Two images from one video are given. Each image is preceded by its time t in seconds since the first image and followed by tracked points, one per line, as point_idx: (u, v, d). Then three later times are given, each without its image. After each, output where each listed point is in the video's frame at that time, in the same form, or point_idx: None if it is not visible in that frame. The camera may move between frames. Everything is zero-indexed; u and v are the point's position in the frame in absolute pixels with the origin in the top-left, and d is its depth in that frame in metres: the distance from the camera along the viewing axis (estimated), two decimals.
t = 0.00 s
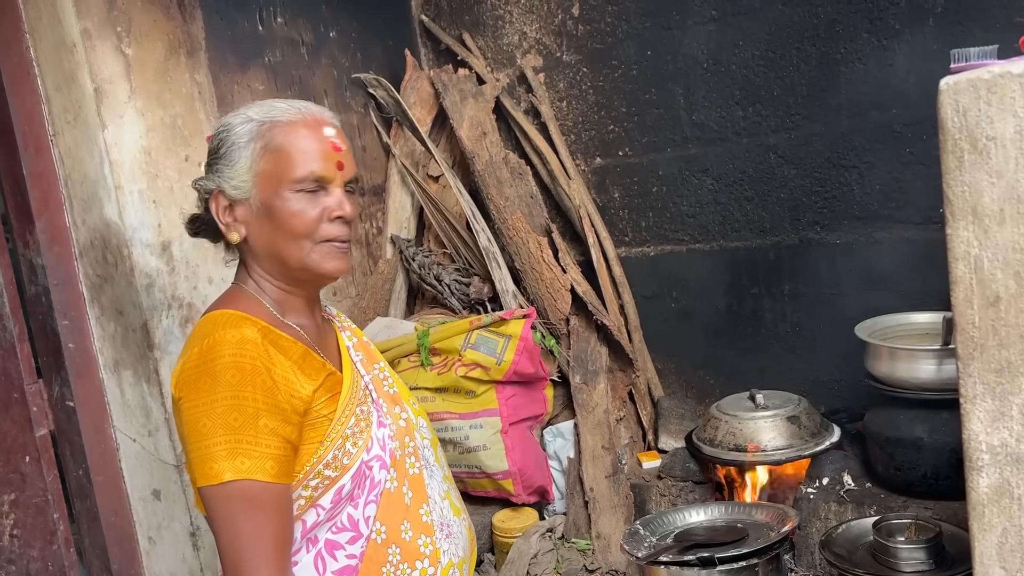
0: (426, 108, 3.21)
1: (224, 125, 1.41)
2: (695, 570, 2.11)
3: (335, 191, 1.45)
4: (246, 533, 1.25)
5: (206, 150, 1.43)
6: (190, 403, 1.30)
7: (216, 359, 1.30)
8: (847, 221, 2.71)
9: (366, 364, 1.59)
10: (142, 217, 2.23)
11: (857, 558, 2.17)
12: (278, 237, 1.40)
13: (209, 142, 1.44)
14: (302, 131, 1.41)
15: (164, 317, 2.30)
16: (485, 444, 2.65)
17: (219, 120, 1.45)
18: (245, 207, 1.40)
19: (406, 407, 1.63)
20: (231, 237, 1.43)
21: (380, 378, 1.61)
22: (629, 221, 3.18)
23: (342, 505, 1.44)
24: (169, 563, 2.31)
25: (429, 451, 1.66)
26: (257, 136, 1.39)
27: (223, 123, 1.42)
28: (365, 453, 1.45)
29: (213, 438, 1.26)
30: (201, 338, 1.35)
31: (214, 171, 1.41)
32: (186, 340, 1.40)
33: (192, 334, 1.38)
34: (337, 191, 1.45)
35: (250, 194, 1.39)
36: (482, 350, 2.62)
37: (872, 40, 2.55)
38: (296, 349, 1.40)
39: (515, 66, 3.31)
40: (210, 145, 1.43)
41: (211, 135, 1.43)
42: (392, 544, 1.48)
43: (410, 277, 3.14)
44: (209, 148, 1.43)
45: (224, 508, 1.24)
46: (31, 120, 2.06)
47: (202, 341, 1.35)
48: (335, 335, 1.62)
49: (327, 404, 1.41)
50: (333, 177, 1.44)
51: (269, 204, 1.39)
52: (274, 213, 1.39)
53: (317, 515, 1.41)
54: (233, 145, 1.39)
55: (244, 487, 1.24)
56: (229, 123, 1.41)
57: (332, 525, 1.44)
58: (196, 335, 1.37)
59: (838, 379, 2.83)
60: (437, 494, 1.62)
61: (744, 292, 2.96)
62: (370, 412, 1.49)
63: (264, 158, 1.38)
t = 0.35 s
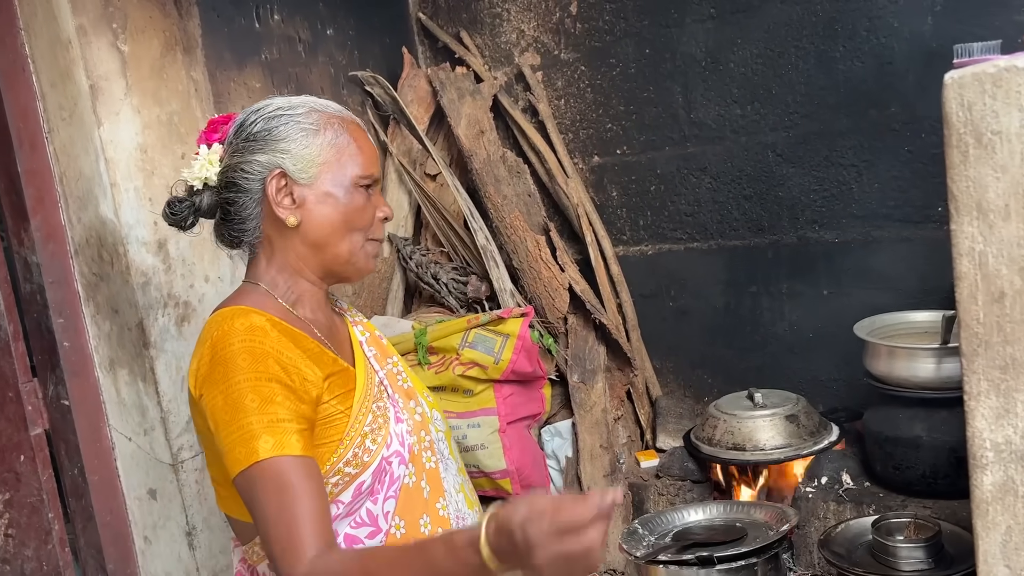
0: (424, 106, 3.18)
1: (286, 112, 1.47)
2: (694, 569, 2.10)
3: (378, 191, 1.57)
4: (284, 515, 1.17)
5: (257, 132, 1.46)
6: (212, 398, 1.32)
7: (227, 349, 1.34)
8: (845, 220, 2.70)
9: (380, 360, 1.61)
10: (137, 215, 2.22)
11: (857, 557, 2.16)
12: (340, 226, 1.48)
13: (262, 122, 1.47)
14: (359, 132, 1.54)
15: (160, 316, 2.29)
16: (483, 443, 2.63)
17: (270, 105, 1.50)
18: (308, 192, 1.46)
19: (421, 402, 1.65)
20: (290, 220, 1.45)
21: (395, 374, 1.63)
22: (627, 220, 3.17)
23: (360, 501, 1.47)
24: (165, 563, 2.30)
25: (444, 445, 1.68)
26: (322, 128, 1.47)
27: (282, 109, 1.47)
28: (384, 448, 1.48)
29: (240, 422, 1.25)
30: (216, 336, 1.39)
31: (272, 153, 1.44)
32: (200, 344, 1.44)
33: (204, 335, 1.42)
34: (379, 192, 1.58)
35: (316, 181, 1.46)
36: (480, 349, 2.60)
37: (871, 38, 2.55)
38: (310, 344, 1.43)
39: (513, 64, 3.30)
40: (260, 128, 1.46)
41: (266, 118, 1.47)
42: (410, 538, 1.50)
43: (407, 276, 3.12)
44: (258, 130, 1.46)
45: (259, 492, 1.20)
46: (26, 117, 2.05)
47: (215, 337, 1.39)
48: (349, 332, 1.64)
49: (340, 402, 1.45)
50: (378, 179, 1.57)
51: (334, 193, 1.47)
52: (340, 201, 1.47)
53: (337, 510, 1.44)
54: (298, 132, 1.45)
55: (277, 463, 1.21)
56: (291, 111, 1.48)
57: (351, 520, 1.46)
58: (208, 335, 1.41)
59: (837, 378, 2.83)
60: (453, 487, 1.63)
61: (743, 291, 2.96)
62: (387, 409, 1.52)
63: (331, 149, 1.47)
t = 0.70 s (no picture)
0: (419, 105, 3.19)
1: (320, 109, 1.47)
2: (687, 567, 2.11)
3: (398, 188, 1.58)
4: (432, 443, 1.20)
5: (292, 127, 1.44)
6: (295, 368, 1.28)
7: (318, 310, 1.30)
8: (839, 220, 2.71)
9: (404, 348, 1.59)
10: (131, 213, 2.21)
11: (849, 555, 2.17)
12: (370, 219, 1.48)
13: (296, 120, 1.46)
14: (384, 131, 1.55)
15: (154, 315, 2.27)
16: (477, 442, 2.65)
17: (301, 102, 1.49)
18: (342, 186, 1.45)
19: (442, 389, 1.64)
20: (326, 212, 1.43)
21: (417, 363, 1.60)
22: (622, 220, 3.17)
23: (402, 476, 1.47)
24: (159, 562, 2.30)
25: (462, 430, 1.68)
26: (354, 124, 1.47)
27: (316, 106, 1.47)
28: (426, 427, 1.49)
29: (351, 377, 1.22)
30: (280, 309, 1.33)
31: (308, 148, 1.43)
32: (254, 316, 1.39)
33: (266, 309, 1.36)
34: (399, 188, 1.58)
35: (351, 175, 1.45)
36: (474, 348, 2.61)
37: (865, 39, 2.56)
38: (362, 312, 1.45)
39: (508, 64, 3.30)
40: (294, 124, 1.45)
41: (300, 114, 1.46)
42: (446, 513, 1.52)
43: (401, 275, 3.12)
44: (292, 126, 1.45)
45: (383, 423, 1.20)
46: (20, 115, 2.04)
47: (287, 308, 1.33)
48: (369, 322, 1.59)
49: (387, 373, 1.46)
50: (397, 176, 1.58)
51: (367, 187, 1.46)
52: (372, 195, 1.47)
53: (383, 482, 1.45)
54: (333, 127, 1.45)
55: (389, 406, 1.20)
56: (324, 109, 1.47)
57: (393, 494, 1.47)
58: (270, 311, 1.35)
59: (831, 378, 2.84)
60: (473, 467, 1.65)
61: (737, 291, 2.96)
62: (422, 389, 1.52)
63: (364, 145, 1.47)
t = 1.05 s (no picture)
0: (411, 103, 3.15)
1: (343, 107, 1.59)
2: (678, 565, 2.10)
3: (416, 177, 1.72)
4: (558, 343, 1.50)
5: (319, 126, 1.57)
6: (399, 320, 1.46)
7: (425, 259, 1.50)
8: (830, 218, 2.72)
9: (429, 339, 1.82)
10: (122, 211, 2.17)
11: (839, 553, 2.18)
12: (393, 210, 1.63)
13: (322, 118, 1.58)
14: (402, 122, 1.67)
15: (146, 313, 2.22)
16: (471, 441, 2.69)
17: (324, 99, 1.61)
18: (367, 181, 1.59)
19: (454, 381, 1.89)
20: (353, 207, 1.59)
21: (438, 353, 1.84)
22: (614, 218, 3.17)
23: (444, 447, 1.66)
24: (150, 561, 2.29)
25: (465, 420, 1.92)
26: (377, 121, 1.59)
27: (340, 104, 1.59)
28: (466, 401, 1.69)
29: (463, 310, 1.45)
30: (372, 270, 1.48)
31: (334, 146, 1.56)
32: (343, 274, 1.50)
33: (354, 270, 1.50)
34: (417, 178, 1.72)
35: (375, 171, 1.59)
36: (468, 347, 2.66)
37: (857, 38, 2.57)
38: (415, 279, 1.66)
39: (500, 62, 3.30)
40: (321, 122, 1.58)
41: (325, 112, 1.58)
42: (472, 485, 1.72)
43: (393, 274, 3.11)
44: (319, 124, 1.58)
45: (506, 334, 1.46)
46: (10, 111, 2.06)
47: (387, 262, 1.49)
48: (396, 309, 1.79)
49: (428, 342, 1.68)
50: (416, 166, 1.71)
51: (389, 181, 1.61)
52: (394, 190, 1.62)
53: (431, 450, 1.62)
54: (356, 125, 1.57)
55: (508, 327, 1.46)
56: (348, 106, 1.59)
57: (436, 464, 1.64)
58: (365, 271, 1.49)
59: (822, 376, 2.85)
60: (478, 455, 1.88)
61: (728, 290, 2.97)
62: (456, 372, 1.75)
63: (386, 141, 1.60)
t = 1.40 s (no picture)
0: (403, 101, 3.15)
1: (345, 108, 1.61)
2: (667, 562, 2.11)
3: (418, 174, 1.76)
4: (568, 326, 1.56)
5: (320, 128, 1.60)
6: (424, 303, 1.52)
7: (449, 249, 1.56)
8: (821, 217, 2.73)
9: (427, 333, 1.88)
10: (113, 208, 2.16)
11: (829, 550, 2.18)
12: (394, 208, 1.67)
13: (324, 119, 1.61)
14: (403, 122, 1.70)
15: (137, 309, 2.21)
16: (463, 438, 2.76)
17: (327, 100, 1.63)
18: (369, 181, 1.63)
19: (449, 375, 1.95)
20: (355, 207, 1.63)
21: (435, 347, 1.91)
22: (606, 216, 3.17)
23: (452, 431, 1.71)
24: (142, 558, 2.29)
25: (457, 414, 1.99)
26: (378, 121, 1.62)
27: (342, 105, 1.62)
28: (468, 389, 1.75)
29: (483, 296, 1.51)
30: (399, 257, 1.54)
31: (335, 148, 1.59)
32: (367, 258, 1.55)
33: (381, 256, 1.55)
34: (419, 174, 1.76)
35: (376, 171, 1.63)
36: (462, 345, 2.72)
37: (848, 37, 2.57)
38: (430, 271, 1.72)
39: (493, 60, 3.30)
40: (322, 124, 1.61)
41: (327, 113, 1.61)
42: (475, 470, 1.77)
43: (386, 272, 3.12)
44: (321, 126, 1.61)
45: (524, 313, 1.53)
46: None
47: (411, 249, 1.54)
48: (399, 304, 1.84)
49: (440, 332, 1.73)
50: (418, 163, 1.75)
51: (390, 181, 1.65)
52: (395, 188, 1.66)
53: (443, 432, 1.66)
54: (357, 127, 1.60)
55: (523, 311, 1.52)
56: (349, 107, 1.62)
57: (446, 447, 1.68)
58: (391, 257, 1.54)
59: (813, 374, 2.87)
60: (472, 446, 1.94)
61: (720, 288, 2.98)
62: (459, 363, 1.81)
63: (386, 141, 1.63)
